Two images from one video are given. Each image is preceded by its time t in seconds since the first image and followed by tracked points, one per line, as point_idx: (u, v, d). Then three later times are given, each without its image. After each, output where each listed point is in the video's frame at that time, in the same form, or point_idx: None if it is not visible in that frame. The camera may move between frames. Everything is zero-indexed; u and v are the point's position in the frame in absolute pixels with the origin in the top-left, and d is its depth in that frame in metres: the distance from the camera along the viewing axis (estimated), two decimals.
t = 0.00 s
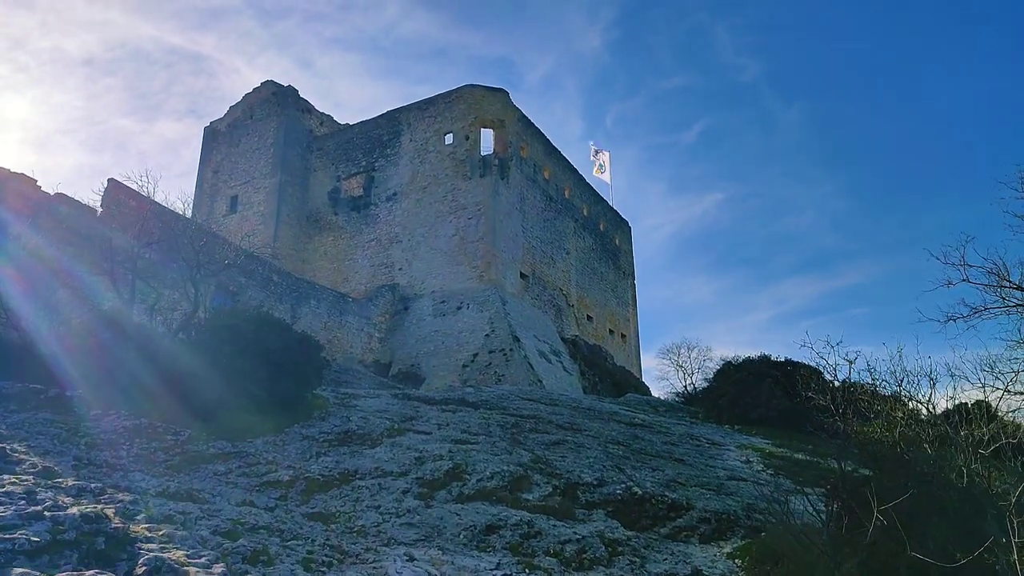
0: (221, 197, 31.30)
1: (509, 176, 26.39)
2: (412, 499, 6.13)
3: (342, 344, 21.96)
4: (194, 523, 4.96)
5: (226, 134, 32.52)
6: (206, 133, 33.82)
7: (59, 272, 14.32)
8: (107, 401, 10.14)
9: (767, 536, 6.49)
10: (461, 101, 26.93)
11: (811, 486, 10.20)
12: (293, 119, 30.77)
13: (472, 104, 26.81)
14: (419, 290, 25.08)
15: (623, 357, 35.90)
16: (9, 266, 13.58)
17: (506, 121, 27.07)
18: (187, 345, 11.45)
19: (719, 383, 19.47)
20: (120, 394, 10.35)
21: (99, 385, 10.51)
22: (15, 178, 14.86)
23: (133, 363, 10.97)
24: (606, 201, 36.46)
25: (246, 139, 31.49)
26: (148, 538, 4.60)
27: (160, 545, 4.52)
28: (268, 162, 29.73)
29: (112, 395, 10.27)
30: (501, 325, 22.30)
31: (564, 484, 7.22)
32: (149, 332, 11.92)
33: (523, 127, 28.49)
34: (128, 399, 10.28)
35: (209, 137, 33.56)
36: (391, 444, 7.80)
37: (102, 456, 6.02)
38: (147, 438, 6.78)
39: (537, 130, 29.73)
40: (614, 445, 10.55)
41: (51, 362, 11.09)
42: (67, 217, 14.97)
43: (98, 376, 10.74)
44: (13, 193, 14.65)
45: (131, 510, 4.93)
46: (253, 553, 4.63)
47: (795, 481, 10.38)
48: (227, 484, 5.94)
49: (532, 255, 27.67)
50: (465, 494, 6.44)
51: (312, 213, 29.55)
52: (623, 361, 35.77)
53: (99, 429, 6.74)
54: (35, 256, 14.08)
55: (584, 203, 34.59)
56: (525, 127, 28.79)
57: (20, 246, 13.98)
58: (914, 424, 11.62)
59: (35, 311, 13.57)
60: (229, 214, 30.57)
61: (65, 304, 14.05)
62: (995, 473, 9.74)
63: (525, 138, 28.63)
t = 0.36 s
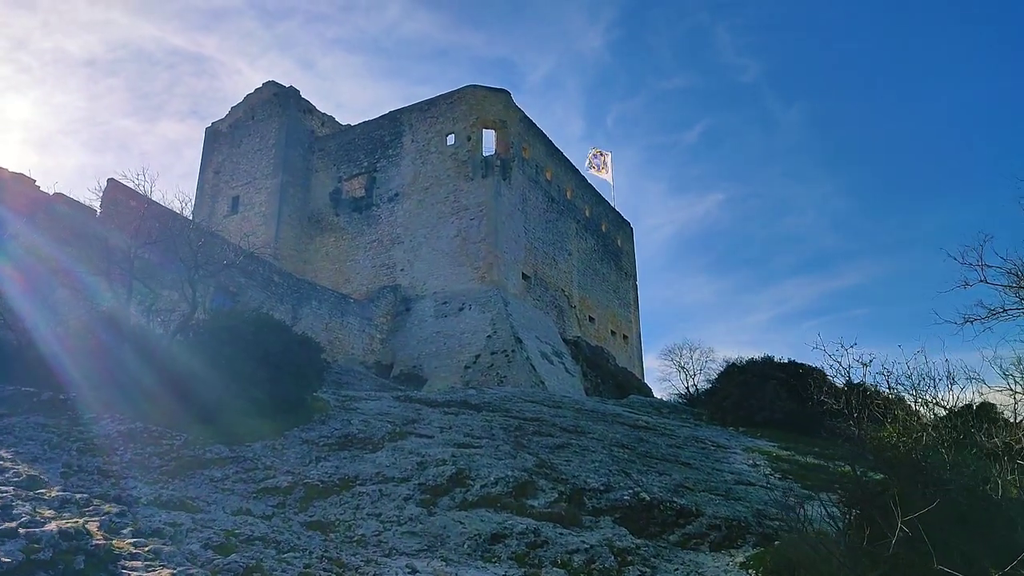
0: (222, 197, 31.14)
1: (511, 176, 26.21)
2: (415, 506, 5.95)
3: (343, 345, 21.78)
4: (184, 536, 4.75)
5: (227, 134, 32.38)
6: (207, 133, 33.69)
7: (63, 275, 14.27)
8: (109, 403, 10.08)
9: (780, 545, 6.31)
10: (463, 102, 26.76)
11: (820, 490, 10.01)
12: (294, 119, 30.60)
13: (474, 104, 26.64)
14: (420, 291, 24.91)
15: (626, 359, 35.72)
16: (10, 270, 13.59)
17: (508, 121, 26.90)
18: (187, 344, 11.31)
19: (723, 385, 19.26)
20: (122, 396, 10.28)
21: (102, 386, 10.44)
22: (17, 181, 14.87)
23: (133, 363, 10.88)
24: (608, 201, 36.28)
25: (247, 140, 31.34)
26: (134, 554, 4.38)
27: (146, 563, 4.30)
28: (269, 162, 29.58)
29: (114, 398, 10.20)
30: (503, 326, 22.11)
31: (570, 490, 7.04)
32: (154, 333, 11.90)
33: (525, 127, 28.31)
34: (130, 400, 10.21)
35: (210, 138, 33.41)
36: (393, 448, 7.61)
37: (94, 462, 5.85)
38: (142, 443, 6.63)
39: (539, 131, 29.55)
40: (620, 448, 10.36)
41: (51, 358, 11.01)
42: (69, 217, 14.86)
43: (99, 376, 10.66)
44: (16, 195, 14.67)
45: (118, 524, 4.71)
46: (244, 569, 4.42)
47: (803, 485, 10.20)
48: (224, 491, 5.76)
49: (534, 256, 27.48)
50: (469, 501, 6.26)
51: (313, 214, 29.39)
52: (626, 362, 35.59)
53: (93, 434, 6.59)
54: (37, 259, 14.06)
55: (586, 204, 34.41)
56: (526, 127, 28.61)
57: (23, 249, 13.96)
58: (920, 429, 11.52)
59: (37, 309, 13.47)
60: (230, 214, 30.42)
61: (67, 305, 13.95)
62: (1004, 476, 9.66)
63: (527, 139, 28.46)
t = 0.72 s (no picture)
0: (221, 195, 30.89)
1: (512, 173, 25.94)
2: (413, 510, 5.70)
3: (342, 344, 21.53)
4: (163, 544, 4.48)
5: (225, 132, 32.13)
6: (205, 131, 33.44)
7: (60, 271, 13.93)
8: (109, 401, 9.84)
9: (795, 550, 6.05)
10: (464, 98, 26.51)
11: (830, 492, 9.76)
12: (293, 116, 30.35)
13: (474, 101, 26.38)
14: (421, 289, 24.66)
15: (628, 358, 35.45)
16: (9, 260, 13.16)
17: (509, 119, 26.62)
18: (185, 341, 11.11)
19: (727, 384, 19.01)
20: (121, 394, 10.07)
21: (101, 385, 10.17)
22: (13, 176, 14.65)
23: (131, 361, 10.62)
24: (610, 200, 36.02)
25: (246, 138, 31.09)
26: (104, 564, 4.09)
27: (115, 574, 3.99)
28: (268, 160, 29.33)
29: (114, 396, 9.98)
30: (504, 325, 21.84)
31: (574, 492, 6.78)
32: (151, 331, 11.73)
33: (526, 124, 28.05)
34: (130, 399, 9.99)
35: (209, 135, 33.16)
36: (391, 448, 7.36)
37: (76, 464, 5.60)
38: (130, 444, 6.38)
39: (540, 128, 29.28)
40: (624, 449, 10.10)
41: (50, 353, 10.64)
42: (64, 214, 14.78)
43: (100, 373, 10.38)
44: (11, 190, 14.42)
45: (89, 531, 4.43)
46: None
47: (812, 486, 9.94)
48: (212, 493, 5.52)
49: (535, 254, 27.22)
50: (469, 504, 6.01)
51: (313, 212, 29.12)
52: (627, 361, 35.33)
53: (77, 434, 6.33)
54: (35, 253, 13.74)
55: (587, 202, 34.14)
56: (527, 124, 28.34)
57: (21, 243, 13.66)
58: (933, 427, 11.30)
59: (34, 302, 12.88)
60: (229, 212, 30.17)
61: (65, 299, 13.56)
62: (1021, 479, 9.45)
63: (528, 136, 28.20)
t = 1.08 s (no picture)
0: (221, 195, 30.72)
1: (513, 172, 25.73)
2: (413, 517, 5.51)
3: (341, 345, 21.33)
4: (146, 559, 4.27)
5: (225, 131, 31.96)
6: (205, 131, 33.27)
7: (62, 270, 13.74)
8: (108, 402, 9.70)
9: (807, 560, 5.86)
10: (466, 97, 26.33)
11: (839, 495, 9.55)
12: (293, 116, 30.16)
13: (476, 100, 26.20)
14: (421, 289, 24.47)
15: (629, 358, 35.27)
16: (10, 261, 12.97)
17: (510, 118, 26.41)
18: (187, 340, 10.95)
19: (731, 386, 18.81)
20: (121, 394, 9.93)
21: (103, 386, 10.00)
22: (14, 178, 14.60)
23: (132, 363, 10.52)
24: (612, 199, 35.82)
25: (246, 137, 30.91)
26: None
27: None
28: (268, 160, 29.17)
29: (114, 396, 9.84)
30: (505, 325, 21.64)
31: (579, 497, 6.60)
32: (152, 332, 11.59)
33: (527, 124, 27.85)
34: (131, 400, 9.87)
35: (209, 134, 33.00)
36: (390, 452, 7.18)
37: (61, 470, 5.41)
38: (120, 448, 6.19)
39: (541, 127, 29.09)
40: (629, 452, 9.90)
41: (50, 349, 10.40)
42: (64, 214, 14.67)
43: (100, 373, 10.20)
44: (10, 191, 14.28)
45: (65, 547, 4.20)
46: None
47: (821, 489, 9.74)
48: (203, 500, 5.32)
49: (536, 254, 27.03)
50: (471, 510, 5.83)
51: (312, 211, 28.94)
52: (629, 362, 35.14)
53: (65, 440, 6.12)
54: (35, 250, 13.58)
55: (589, 202, 33.94)
56: (529, 123, 28.15)
57: (22, 243, 13.49)
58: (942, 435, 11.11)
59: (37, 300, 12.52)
60: (229, 212, 29.99)
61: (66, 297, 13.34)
62: None
63: (529, 135, 28.02)
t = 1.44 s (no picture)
0: (220, 193, 30.48)
1: (514, 170, 25.46)
2: (413, 518, 5.25)
3: (341, 343, 21.06)
4: (123, 565, 4.01)
5: (225, 129, 31.72)
6: (204, 128, 33.02)
7: (60, 268, 13.49)
8: (107, 399, 9.38)
9: (826, 565, 5.60)
10: (467, 94, 26.05)
11: (852, 496, 9.29)
12: (293, 113, 29.91)
13: (477, 97, 25.93)
14: (422, 287, 24.23)
15: (631, 358, 35.01)
16: (10, 260, 12.69)
17: (512, 115, 26.15)
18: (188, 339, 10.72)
19: (736, 385, 18.54)
20: (120, 392, 9.64)
21: (104, 385, 9.76)
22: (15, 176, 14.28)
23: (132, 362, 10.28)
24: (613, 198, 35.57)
25: (246, 135, 30.66)
26: None
27: None
28: (268, 158, 28.93)
29: (112, 394, 9.54)
30: (507, 324, 21.37)
31: (586, 497, 6.35)
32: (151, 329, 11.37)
33: (528, 121, 27.60)
34: (130, 397, 9.55)
35: (208, 132, 32.76)
36: (390, 450, 6.91)
37: (43, 470, 5.15)
38: (108, 446, 5.92)
39: (543, 125, 28.85)
40: (635, 451, 9.65)
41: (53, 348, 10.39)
42: (64, 212, 14.41)
43: (101, 373, 9.99)
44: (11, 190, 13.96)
45: (31, 554, 3.94)
46: None
47: (833, 490, 9.47)
48: (195, 501, 5.07)
49: (537, 252, 26.78)
50: (474, 511, 5.57)
51: (312, 210, 28.69)
52: (631, 361, 34.89)
53: (50, 438, 5.86)
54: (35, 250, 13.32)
55: (591, 200, 33.69)
56: (530, 121, 27.91)
57: (21, 242, 13.21)
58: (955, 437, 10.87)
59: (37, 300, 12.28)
60: (228, 210, 29.73)
61: (66, 297, 13.12)
62: None
63: (530, 133, 27.77)
